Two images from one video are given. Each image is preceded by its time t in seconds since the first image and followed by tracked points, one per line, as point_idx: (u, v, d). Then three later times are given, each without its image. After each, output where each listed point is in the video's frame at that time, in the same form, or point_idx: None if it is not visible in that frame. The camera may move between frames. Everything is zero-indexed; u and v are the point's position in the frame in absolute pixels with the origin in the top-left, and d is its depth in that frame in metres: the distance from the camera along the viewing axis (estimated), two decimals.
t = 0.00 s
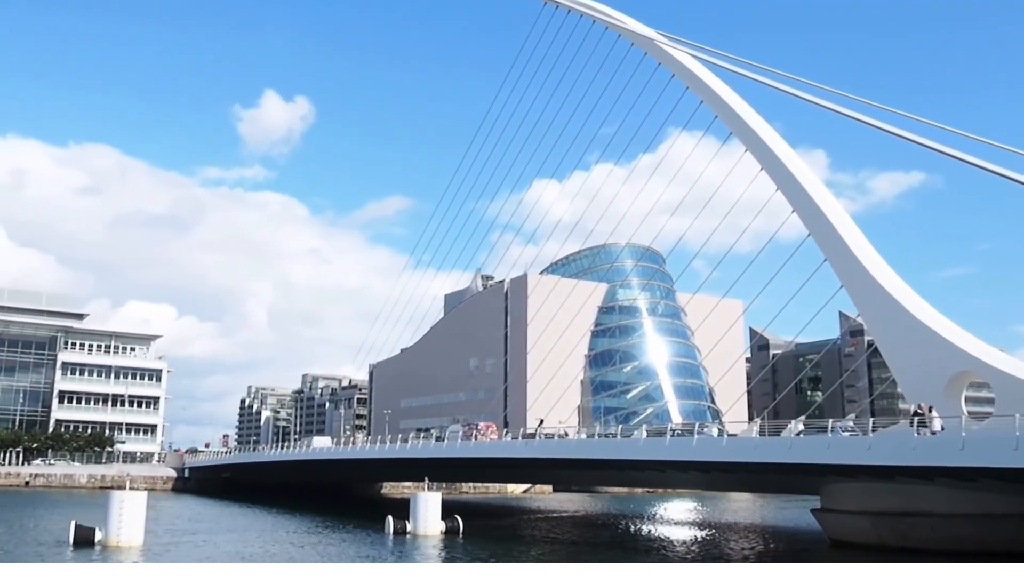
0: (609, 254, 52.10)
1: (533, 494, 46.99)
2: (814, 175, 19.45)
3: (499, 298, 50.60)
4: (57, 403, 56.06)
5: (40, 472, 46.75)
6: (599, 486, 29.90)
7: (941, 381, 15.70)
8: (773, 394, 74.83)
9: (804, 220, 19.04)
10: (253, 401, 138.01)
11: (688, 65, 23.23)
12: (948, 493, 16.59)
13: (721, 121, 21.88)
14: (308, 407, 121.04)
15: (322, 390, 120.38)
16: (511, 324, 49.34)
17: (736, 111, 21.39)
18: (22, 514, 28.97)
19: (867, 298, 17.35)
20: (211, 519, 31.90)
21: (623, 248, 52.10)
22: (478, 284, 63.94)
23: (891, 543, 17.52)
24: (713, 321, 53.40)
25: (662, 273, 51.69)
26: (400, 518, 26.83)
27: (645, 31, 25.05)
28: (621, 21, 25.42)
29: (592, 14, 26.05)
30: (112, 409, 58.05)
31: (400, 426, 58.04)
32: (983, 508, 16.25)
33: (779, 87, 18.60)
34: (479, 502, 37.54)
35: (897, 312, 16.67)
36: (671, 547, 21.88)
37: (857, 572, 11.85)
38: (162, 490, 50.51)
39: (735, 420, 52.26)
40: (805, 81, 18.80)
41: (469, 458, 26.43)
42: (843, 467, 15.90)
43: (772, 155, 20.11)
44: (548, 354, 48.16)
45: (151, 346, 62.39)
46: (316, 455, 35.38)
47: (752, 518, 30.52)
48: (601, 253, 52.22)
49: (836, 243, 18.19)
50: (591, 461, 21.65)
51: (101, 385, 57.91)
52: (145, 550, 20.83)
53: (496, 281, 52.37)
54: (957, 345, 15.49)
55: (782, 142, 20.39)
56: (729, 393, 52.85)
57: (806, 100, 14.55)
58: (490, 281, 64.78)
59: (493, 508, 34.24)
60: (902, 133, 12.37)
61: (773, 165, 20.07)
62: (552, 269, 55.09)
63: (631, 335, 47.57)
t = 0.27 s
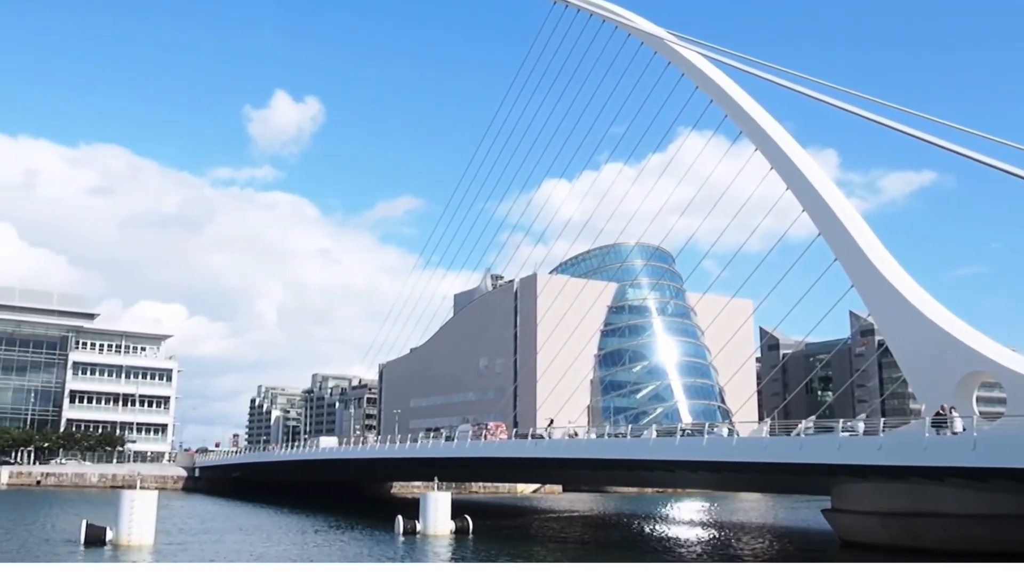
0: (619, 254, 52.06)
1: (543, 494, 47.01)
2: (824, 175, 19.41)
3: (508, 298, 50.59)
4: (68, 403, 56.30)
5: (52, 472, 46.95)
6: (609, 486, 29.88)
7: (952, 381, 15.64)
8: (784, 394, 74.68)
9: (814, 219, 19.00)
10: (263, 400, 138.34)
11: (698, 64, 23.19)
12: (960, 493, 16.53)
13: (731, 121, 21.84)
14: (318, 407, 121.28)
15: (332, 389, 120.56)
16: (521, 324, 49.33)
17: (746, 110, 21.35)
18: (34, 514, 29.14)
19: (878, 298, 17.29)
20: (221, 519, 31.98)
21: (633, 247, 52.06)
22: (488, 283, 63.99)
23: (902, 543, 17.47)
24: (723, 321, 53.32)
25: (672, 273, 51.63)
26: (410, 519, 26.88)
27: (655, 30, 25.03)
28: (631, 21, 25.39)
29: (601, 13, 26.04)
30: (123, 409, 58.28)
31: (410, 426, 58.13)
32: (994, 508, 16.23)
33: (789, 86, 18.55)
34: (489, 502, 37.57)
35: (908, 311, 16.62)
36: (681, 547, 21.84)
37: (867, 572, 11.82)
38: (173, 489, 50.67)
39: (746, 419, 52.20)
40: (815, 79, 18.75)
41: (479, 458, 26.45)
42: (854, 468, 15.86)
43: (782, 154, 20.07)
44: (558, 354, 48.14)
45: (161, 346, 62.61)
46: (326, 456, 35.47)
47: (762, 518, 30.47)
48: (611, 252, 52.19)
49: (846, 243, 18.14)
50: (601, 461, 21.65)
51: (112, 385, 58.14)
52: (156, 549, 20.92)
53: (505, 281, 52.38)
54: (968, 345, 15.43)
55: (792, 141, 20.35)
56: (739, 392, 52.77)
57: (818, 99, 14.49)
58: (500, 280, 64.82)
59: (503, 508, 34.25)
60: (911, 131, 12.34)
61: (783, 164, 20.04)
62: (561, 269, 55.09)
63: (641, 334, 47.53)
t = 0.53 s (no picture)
0: (628, 253, 52.01)
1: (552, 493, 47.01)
2: (833, 174, 19.36)
3: (517, 297, 50.56)
4: (78, 403, 56.49)
5: (62, 471, 47.13)
6: (618, 486, 29.86)
7: (962, 381, 15.57)
8: (793, 394, 74.54)
9: (824, 218, 18.95)
10: (272, 400, 138.65)
11: (707, 63, 23.14)
12: (972, 493, 16.42)
13: (740, 120, 21.79)
14: (327, 406, 121.48)
15: (341, 389, 120.74)
16: (530, 324, 49.27)
17: (755, 110, 21.31)
18: (45, 513, 29.26)
19: (887, 297, 17.24)
20: (231, 518, 32.03)
21: (642, 247, 52.01)
22: (497, 283, 64.00)
23: (912, 544, 17.40)
24: (733, 320, 53.23)
25: (681, 272, 51.56)
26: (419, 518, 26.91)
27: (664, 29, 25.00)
28: (640, 20, 25.36)
29: (610, 12, 26.01)
30: (133, 408, 58.47)
31: (419, 426, 58.19)
32: (1006, 508, 16.17)
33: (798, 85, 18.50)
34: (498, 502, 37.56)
35: (918, 311, 16.56)
36: (691, 547, 21.80)
37: (877, 572, 11.78)
38: (183, 488, 50.79)
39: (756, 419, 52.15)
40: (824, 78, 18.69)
41: (488, 458, 26.46)
42: (864, 468, 15.80)
43: (791, 153, 20.02)
44: (566, 354, 48.12)
45: (171, 345, 62.78)
46: (335, 455, 35.53)
47: (772, 518, 30.42)
48: (620, 252, 52.14)
49: (856, 242, 18.09)
50: (609, 461, 21.64)
51: (122, 384, 58.34)
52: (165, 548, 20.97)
53: (513, 281, 52.39)
54: (979, 344, 15.36)
55: (801, 139, 20.31)
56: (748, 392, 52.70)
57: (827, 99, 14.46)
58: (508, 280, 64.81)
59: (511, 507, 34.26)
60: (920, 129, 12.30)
61: (792, 163, 20.00)
62: (570, 268, 55.07)
63: (650, 334, 47.48)
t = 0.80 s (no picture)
0: (635, 252, 51.97)
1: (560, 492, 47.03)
2: (842, 172, 19.32)
3: (525, 297, 50.55)
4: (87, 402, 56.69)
5: (71, 470, 47.28)
6: (627, 485, 29.88)
7: (972, 380, 15.53)
8: (802, 393, 74.46)
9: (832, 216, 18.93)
10: (280, 399, 138.94)
11: (715, 62, 23.13)
12: (982, 493, 16.40)
13: (748, 119, 21.76)
14: (335, 405, 121.68)
15: (349, 388, 120.93)
16: (537, 323, 49.23)
17: (764, 108, 21.28)
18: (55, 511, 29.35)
19: (896, 296, 17.20)
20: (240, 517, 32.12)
21: (650, 246, 51.97)
22: (504, 282, 64.02)
23: (921, 544, 17.37)
24: (741, 320, 53.18)
25: (689, 271, 51.52)
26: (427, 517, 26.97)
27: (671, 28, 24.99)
28: (648, 18, 25.34)
29: (618, 11, 26.00)
30: (142, 407, 58.66)
31: (427, 425, 58.27)
32: (1016, 507, 16.19)
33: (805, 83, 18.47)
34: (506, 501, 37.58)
35: (927, 309, 16.51)
36: (699, 546, 21.78)
37: (887, 572, 11.74)
38: (191, 487, 50.99)
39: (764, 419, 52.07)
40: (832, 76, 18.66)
41: (496, 457, 26.48)
42: (873, 467, 15.76)
43: (799, 152, 19.99)
44: (574, 353, 48.10)
45: (179, 344, 62.94)
46: (343, 454, 35.59)
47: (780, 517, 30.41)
48: (628, 251, 52.10)
49: (864, 240, 18.05)
50: (617, 460, 21.64)
51: (131, 383, 58.54)
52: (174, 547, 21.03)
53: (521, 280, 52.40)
54: (988, 343, 15.31)
55: (809, 137, 20.28)
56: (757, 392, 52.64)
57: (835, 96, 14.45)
58: (516, 279, 64.83)
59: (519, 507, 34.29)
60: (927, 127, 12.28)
61: (800, 161, 19.98)
62: (578, 267, 55.08)
63: (658, 334, 47.45)
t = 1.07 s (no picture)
0: (643, 251, 51.97)
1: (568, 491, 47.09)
2: (850, 170, 19.28)
3: (533, 296, 50.55)
4: (96, 401, 56.89)
5: (80, 468, 47.45)
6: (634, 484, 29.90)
7: (981, 379, 15.48)
8: (810, 392, 74.35)
9: (840, 215, 18.89)
10: (288, 398, 139.24)
11: (722, 60, 23.11)
12: (990, 492, 16.35)
13: (756, 117, 21.72)
14: (343, 404, 121.88)
15: (357, 387, 121.10)
16: (545, 323, 49.23)
17: (771, 106, 21.25)
18: (65, 510, 29.48)
19: (904, 295, 17.16)
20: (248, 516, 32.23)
21: (657, 245, 51.98)
22: (512, 281, 64.03)
23: (931, 543, 17.31)
24: (748, 319, 53.06)
25: (697, 270, 51.46)
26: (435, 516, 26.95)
27: (678, 26, 24.96)
28: (655, 17, 25.32)
29: (625, 10, 25.98)
30: (150, 406, 58.85)
31: (435, 424, 58.32)
32: None
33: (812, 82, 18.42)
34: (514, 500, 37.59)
35: (936, 308, 16.45)
36: (707, 545, 21.74)
37: (896, 571, 11.72)
38: (199, 486, 51.17)
39: (772, 418, 51.96)
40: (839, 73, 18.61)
41: (503, 455, 26.49)
42: (882, 466, 15.71)
43: (807, 150, 19.95)
44: (582, 352, 48.10)
45: (188, 343, 63.11)
46: (351, 453, 35.64)
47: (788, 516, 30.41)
48: (635, 250, 52.09)
49: (873, 239, 18.01)
50: (625, 459, 21.64)
51: (139, 382, 58.70)
52: (182, 545, 21.10)
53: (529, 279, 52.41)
54: (997, 341, 15.26)
55: (817, 135, 20.25)
56: (764, 391, 52.56)
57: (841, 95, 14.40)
58: (524, 278, 64.85)
59: (527, 505, 34.35)
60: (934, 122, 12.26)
61: (808, 159, 19.94)
62: (585, 266, 55.08)
63: (666, 332, 47.40)
